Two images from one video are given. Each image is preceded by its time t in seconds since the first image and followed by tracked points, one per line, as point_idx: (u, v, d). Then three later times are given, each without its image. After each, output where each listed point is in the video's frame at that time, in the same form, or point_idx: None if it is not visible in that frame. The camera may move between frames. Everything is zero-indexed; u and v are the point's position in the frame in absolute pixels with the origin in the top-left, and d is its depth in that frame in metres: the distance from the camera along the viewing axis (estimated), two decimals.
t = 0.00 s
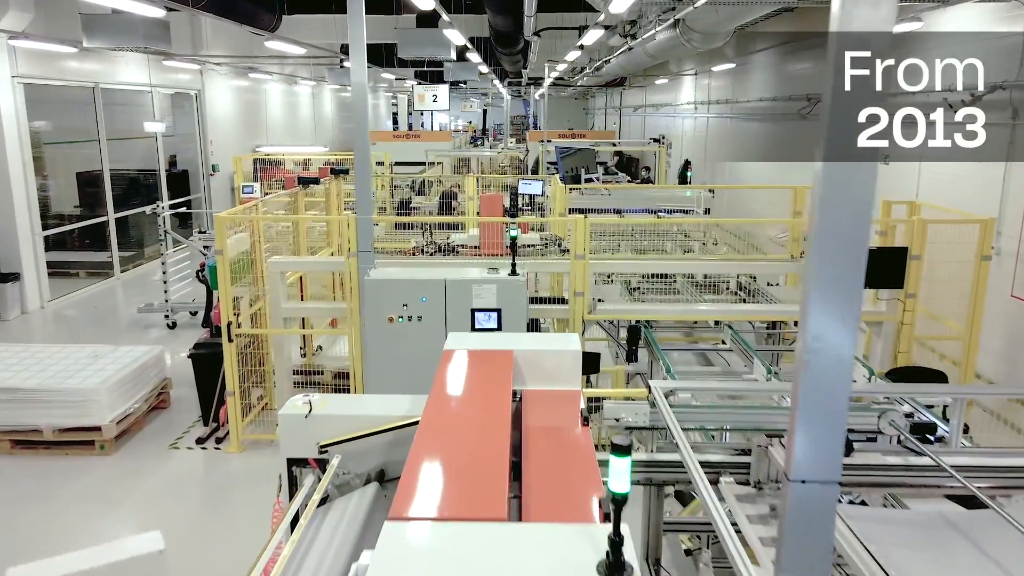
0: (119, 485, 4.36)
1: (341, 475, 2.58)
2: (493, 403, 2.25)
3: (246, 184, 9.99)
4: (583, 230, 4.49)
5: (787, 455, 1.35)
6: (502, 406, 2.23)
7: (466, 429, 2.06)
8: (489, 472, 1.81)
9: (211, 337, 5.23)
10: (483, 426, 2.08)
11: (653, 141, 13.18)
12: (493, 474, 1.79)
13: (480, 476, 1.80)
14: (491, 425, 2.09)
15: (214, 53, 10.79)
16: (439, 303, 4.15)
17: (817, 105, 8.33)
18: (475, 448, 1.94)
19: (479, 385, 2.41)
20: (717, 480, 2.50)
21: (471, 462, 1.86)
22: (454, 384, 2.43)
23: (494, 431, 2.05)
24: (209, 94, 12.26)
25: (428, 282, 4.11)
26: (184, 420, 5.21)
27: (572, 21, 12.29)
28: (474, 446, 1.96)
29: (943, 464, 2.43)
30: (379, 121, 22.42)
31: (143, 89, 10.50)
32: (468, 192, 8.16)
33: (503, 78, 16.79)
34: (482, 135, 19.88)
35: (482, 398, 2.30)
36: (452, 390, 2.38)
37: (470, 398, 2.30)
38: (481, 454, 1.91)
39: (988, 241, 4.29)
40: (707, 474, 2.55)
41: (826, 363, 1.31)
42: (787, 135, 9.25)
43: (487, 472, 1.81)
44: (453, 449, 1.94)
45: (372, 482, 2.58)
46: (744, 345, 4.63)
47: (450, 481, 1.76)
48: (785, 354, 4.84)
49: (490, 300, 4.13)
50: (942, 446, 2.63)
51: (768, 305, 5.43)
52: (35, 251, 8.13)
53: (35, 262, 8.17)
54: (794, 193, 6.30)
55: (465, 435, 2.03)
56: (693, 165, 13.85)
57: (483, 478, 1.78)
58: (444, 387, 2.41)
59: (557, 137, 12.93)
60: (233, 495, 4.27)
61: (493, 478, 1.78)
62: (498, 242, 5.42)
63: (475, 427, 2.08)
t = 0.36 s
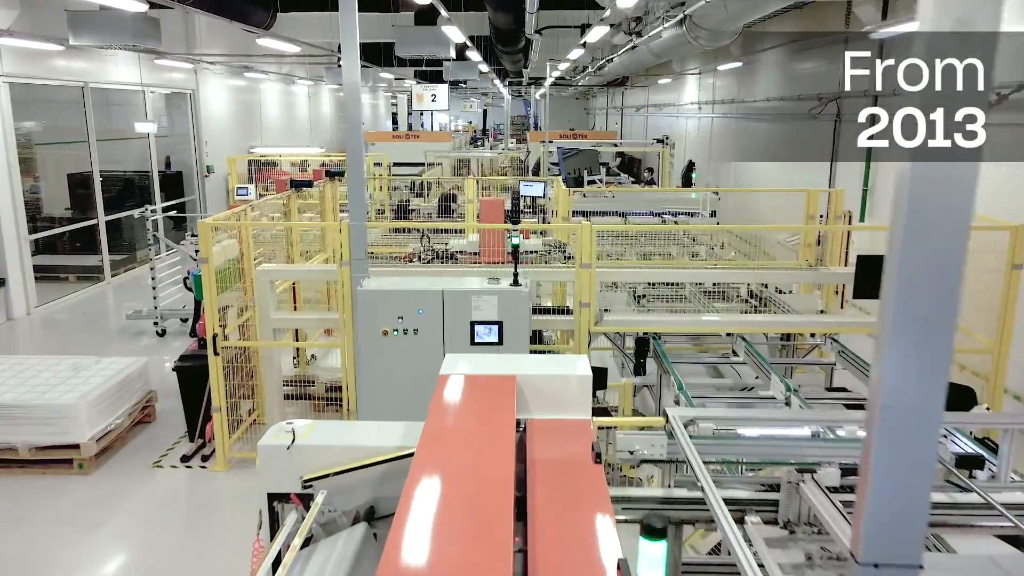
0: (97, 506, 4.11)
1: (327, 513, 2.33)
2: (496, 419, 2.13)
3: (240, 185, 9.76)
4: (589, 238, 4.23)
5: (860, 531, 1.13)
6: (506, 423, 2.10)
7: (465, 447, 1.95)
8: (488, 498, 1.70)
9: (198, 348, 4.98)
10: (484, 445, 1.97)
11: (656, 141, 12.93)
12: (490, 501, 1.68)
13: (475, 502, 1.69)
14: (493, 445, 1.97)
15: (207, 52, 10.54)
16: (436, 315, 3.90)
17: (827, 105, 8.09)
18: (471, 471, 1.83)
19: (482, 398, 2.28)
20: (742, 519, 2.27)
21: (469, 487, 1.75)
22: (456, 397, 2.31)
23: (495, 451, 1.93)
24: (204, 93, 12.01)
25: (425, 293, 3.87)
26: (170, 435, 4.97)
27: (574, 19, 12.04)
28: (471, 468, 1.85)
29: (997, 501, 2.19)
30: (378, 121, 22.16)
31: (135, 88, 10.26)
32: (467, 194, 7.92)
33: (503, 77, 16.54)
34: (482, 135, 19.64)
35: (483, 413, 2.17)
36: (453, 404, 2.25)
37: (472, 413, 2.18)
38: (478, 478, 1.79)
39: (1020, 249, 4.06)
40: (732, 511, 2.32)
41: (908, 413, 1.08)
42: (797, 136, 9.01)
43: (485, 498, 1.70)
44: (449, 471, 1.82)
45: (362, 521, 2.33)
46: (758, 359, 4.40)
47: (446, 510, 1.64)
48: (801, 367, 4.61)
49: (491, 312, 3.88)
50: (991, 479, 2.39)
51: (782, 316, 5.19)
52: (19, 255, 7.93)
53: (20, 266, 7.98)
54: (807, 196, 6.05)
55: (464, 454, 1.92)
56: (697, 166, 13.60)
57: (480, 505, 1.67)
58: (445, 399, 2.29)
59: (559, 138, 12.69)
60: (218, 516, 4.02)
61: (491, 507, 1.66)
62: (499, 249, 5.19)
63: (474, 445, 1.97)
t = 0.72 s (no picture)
0: (74, 530, 3.87)
1: (311, 560, 2.08)
2: (498, 432, 2.02)
3: (234, 187, 9.54)
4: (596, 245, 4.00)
5: (982, 535, 0.83)
6: (507, 435, 2.00)
7: (464, 461, 1.86)
8: (487, 522, 1.59)
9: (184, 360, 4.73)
10: (485, 461, 1.86)
11: (659, 142, 12.70)
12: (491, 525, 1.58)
13: (475, 526, 1.58)
14: (494, 461, 1.87)
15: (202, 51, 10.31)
16: (433, 328, 3.67)
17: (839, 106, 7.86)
18: (471, 491, 1.72)
19: (483, 410, 2.16)
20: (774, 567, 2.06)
21: (468, 509, 1.65)
22: (456, 409, 2.18)
23: (495, 466, 1.83)
24: (198, 93, 11.76)
25: (422, 305, 3.63)
26: (154, 452, 4.72)
27: (576, 17, 11.79)
28: (471, 488, 1.74)
29: None
30: (377, 121, 21.89)
31: (126, 88, 10.01)
32: (467, 197, 7.67)
33: (504, 77, 16.29)
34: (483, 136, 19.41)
35: (485, 426, 2.06)
36: (453, 416, 2.13)
37: (473, 426, 2.07)
38: (479, 498, 1.69)
39: None
40: (762, 557, 2.10)
41: None
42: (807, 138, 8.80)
43: (484, 524, 1.59)
44: (449, 491, 1.72)
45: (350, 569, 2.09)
46: (774, 373, 4.17)
47: (446, 527, 1.57)
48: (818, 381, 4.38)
49: (492, 326, 3.64)
50: None
51: (797, 327, 4.95)
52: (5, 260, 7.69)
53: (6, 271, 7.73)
54: (820, 200, 5.81)
55: (463, 470, 1.82)
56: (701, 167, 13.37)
57: (479, 532, 1.56)
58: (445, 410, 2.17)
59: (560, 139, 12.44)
60: (201, 540, 3.77)
61: (490, 536, 1.54)
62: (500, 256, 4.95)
63: (475, 461, 1.86)
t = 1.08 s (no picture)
0: (50, 555, 3.65)
1: None
2: (500, 475, 1.80)
3: (229, 189, 9.31)
4: (605, 254, 3.74)
5: None
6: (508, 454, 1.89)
7: (464, 481, 1.78)
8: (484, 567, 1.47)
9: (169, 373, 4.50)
10: (484, 512, 1.65)
11: (662, 143, 12.48)
12: None
13: None
14: (493, 514, 1.65)
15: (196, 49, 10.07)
16: (431, 342, 3.44)
17: (851, 105, 7.62)
18: (467, 553, 1.51)
19: (485, 444, 1.94)
20: None
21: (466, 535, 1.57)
22: (454, 442, 1.96)
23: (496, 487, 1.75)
24: (194, 92, 11.54)
25: (419, 318, 3.41)
26: (139, 470, 4.50)
27: (579, 15, 11.55)
28: (467, 549, 1.53)
29: None
30: (377, 122, 21.64)
31: (118, 88, 9.78)
32: (468, 199, 7.46)
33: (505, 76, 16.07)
34: (483, 136, 19.19)
35: (486, 467, 1.84)
36: (451, 451, 1.91)
37: (472, 465, 1.85)
38: (476, 564, 1.48)
39: None
40: None
41: None
42: (817, 139, 8.57)
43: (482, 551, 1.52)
44: (442, 553, 1.51)
45: None
46: (791, 388, 3.96)
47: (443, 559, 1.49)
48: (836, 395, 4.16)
49: (493, 340, 3.43)
50: None
51: (812, 337, 4.73)
52: None
53: None
54: (834, 205, 5.60)
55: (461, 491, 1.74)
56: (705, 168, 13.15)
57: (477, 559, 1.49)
58: (442, 443, 1.95)
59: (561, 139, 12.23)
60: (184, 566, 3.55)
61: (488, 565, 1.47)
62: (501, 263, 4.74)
63: (472, 512, 1.65)
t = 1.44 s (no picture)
0: None
1: None
2: (505, 518, 1.60)
3: (223, 190, 9.11)
4: (612, 263, 3.55)
5: None
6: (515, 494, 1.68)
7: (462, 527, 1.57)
8: None
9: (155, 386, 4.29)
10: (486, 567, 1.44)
11: (665, 143, 12.29)
12: None
13: None
14: (494, 574, 1.43)
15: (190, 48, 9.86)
16: (429, 357, 3.24)
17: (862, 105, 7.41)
18: None
19: (487, 486, 1.72)
20: None
21: None
22: (455, 479, 1.75)
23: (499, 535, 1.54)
24: (188, 92, 11.34)
25: (416, 332, 3.21)
26: (122, 487, 4.29)
27: (581, 13, 11.34)
28: None
29: None
30: (376, 122, 21.44)
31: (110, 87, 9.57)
32: (468, 201, 7.25)
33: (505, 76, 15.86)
34: (483, 136, 18.99)
35: (486, 512, 1.62)
36: (450, 491, 1.70)
37: (472, 510, 1.64)
38: None
39: None
40: None
41: None
42: (825, 141, 8.37)
43: None
44: None
45: None
46: (808, 403, 3.76)
47: None
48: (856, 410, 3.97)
49: (495, 355, 3.23)
50: None
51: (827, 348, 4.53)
52: None
53: None
54: (848, 209, 5.39)
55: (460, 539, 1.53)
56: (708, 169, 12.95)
57: None
58: (440, 482, 1.73)
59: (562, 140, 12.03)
60: None
61: None
62: (502, 271, 4.54)
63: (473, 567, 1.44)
